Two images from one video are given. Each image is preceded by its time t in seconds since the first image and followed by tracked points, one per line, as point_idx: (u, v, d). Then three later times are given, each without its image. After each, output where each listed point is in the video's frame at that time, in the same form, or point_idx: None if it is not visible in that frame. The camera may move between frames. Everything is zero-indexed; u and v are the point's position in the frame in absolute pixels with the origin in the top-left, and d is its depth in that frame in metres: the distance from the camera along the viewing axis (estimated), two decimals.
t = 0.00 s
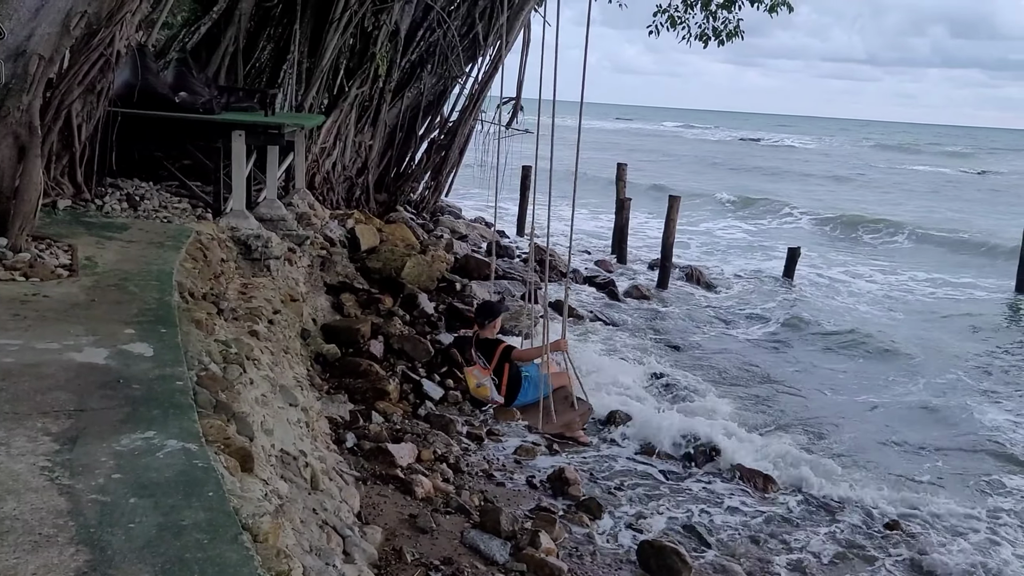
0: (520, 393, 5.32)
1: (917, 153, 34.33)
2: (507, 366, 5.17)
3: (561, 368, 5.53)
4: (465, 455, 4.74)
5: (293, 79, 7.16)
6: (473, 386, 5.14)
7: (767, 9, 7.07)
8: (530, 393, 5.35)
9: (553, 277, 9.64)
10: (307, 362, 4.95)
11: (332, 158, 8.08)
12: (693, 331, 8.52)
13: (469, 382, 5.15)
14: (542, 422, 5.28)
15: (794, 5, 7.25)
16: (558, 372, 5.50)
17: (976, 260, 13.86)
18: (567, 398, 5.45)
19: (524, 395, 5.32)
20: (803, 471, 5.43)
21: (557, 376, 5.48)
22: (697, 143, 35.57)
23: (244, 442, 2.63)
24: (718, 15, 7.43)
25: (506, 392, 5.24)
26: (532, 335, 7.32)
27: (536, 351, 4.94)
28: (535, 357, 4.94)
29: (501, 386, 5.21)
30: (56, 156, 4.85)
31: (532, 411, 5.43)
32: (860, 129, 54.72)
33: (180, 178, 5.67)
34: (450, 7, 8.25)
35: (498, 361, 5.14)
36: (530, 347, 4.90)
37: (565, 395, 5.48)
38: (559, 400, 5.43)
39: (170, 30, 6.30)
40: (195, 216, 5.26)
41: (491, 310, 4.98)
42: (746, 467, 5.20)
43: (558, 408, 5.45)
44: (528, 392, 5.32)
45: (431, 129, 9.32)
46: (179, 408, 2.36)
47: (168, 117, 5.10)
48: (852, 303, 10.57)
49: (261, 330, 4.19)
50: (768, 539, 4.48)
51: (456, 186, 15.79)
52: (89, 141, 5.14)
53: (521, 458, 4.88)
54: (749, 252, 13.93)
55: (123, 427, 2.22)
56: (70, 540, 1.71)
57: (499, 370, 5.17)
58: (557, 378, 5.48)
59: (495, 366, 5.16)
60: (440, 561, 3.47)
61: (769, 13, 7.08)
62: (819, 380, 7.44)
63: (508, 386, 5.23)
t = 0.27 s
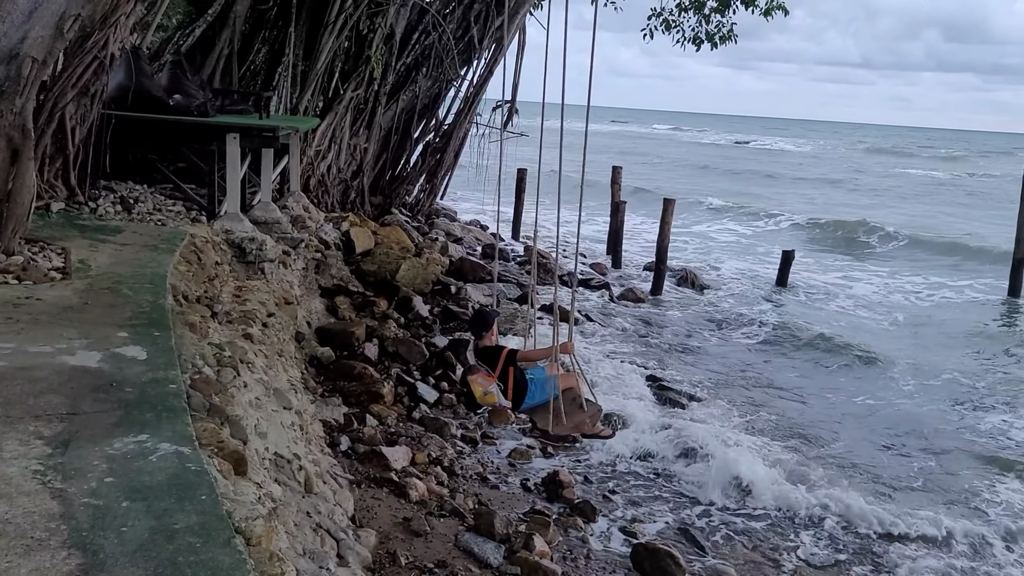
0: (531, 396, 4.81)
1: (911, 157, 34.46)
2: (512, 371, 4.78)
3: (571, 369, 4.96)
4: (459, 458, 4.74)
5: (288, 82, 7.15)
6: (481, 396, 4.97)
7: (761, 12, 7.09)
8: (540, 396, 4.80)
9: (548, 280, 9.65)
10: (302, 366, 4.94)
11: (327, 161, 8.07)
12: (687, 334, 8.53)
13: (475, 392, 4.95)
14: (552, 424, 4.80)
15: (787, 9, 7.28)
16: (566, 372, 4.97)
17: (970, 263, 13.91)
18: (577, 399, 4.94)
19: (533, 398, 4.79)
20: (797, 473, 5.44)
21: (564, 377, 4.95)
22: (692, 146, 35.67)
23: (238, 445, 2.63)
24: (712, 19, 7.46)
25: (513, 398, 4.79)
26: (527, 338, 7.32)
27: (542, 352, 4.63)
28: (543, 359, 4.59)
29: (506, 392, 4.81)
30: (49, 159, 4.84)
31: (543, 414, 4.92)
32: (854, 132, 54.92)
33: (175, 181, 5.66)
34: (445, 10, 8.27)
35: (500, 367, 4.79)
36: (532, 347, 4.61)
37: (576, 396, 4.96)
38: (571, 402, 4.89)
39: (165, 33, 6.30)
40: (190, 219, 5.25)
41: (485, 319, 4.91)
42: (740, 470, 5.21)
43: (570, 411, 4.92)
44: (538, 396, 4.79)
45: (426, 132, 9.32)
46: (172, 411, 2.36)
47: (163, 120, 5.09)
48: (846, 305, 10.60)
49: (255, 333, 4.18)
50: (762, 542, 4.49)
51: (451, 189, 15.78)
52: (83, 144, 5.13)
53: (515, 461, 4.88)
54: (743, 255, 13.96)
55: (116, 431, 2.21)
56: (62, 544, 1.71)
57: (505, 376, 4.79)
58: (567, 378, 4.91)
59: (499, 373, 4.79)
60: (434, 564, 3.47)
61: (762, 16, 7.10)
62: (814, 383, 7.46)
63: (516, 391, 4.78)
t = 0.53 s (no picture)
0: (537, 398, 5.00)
1: (906, 161, 34.59)
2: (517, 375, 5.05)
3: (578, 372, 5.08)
4: (455, 460, 4.74)
5: (284, 84, 7.15)
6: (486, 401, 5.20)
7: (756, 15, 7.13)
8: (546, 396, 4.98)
9: (544, 282, 9.67)
10: (298, 367, 4.95)
11: (324, 163, 8.08)
12: (683, 337, 8.55)
13: (482, 397, 5.20)
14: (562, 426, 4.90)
15: (783, 12, 7.32)
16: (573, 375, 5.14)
17: (965, 267, 13.96)
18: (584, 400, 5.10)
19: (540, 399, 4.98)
20: (792, 475, 5.46)
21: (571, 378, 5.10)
22: (688, 149, 35.75)
23: (235, 446, 2.63)
24: (708, 22, 7.50)
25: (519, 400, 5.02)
26: (522, 340, 7.34)
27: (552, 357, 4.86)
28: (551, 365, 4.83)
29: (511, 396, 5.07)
30: (46, 160, 4.84)
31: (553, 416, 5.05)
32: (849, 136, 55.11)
33: (171, 182, 5.66)
34: (442, 13, 8.28)
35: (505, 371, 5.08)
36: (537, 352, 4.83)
37: (584, 397, 5.05)
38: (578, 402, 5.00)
39: (162, 35, 6.31)
40: (186, 220, 5.25)
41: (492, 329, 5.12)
42: (735, 472, 5.23)
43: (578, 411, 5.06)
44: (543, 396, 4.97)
45: (422, 135, 9.33)
46: (169, 412, 2.36)
47: (160, 122, 5.10)
48: (840, 308, 10.65)
49: (252, 334, 4.18)
50: (756, 544, 4.51)
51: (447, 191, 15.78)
52: (79, 146, 5.13)
53: (511, 463, 4.89)
54: (739, 258, 13.99)
55: (113, 431, 2.22)
56: (60, 544, 1.71)
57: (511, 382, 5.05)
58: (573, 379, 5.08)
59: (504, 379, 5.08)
60: (430, 566, 3.47)
61: (758, 19, 7.14)
62: (809, 386, 7.48)
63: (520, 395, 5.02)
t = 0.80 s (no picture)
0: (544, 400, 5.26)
1: (906, 163, 34.62)
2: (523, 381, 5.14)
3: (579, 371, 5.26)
4: (455, 461, 4.75)
5: (285, 85, 7.16)
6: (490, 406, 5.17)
7: (756, 18, 7.15)
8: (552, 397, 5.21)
9: (544, 284, 9.68)
10: (298, 368, 4.95)
11: (324, 165, 8.09)
12: (683, 339, 8.56)
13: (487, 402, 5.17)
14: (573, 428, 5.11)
15: (783, 15, 7.34)
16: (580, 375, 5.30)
17: (964, 269, 13.98)
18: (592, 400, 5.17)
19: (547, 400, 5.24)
20: (792, 477, 5.47)
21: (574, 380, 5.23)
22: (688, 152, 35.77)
23: (235, 446, 2.64)
24: (708, 24, 7.52)
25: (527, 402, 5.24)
26: (522, 342, 7.35)
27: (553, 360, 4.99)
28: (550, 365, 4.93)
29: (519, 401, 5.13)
30: (48, 161, 4.85)
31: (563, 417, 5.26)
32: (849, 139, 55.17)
33: (172, 184, 5.67)
34: (442, 15, 8.30)
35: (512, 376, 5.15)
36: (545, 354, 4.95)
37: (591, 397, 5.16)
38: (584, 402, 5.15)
39: (162, 36, 6.35)
40: (187, 221, 5.26)
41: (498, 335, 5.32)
42: (735, 474, 5.22)
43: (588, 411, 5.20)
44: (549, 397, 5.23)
45: (422, 137, 9.34)
46: (170, 412, 2.37)
47: (161, 123, 5.11)
48: (840, 311, 10.65)
49: (252, 335, 4.19)
50: (756, 545, 4.52)
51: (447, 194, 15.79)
52: (80, 147, 5.14)
53: (511, 465, 4.89)
54: (738, 260, 14.00)
55: (115, 431, 2.22)
56: (62, 543, 1.72)
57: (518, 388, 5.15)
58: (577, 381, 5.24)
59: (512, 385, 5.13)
60: (430, 566, 3.48)
61: (758, 22, 7.15)
62: (809, 388, 7.48)
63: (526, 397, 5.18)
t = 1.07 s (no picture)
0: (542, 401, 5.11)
1: (906, 165, 34.63)
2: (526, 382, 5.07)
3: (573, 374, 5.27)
4: (455, 461, 4.76)
5: (285, 86, 7.17)
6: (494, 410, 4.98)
7: (758, 19, 7.15)
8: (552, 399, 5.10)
9: (544, 285, 9.68)
10: (298, 369, 4.96)
11: (324, 166, 8.10)
12: (683, 340, 8.56)
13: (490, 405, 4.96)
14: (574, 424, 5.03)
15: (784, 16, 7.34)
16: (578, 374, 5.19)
17: (964, 270, 13.99)
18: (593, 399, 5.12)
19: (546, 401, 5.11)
20: (791, 477, 5.48)
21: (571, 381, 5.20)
22: (688, 152, 35.80)
23: (236, 446, 2.64)
24: (709, 25, 7.52)
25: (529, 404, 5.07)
26: (522, 343, 7.35)
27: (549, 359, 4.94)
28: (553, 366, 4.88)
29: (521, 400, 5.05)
30: (49, 161, 4.86)
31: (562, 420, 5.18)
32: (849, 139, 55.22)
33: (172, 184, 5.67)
34: (442, 15, 8.31)
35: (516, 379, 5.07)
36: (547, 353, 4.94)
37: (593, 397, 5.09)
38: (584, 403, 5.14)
39: (162, 37, 6.41)
40: (188, 222, 5.27)
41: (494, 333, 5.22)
42: (735, 474, 5.21)
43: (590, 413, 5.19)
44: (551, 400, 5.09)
45: (423, 138, 9.35)
46: (171, 412, 2.38)
47: (161, 123, 5.12)
48: (840, 311, 10.65)
49: (253, 336, 4.19)
50: (756, 545, 4.52)
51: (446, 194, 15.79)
52: (81, 147, 5.15)
53: (511, 465, 4.90)
54: (738, 261, 14.01)
55: (117, 431, 2.23)
56: (63, 542, 1.72)
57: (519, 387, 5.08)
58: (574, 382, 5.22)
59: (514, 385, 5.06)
60: (430, 566, 3.48)
61: (760, 23, 7.16)
62: (809, 389, 7.49)
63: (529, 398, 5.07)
